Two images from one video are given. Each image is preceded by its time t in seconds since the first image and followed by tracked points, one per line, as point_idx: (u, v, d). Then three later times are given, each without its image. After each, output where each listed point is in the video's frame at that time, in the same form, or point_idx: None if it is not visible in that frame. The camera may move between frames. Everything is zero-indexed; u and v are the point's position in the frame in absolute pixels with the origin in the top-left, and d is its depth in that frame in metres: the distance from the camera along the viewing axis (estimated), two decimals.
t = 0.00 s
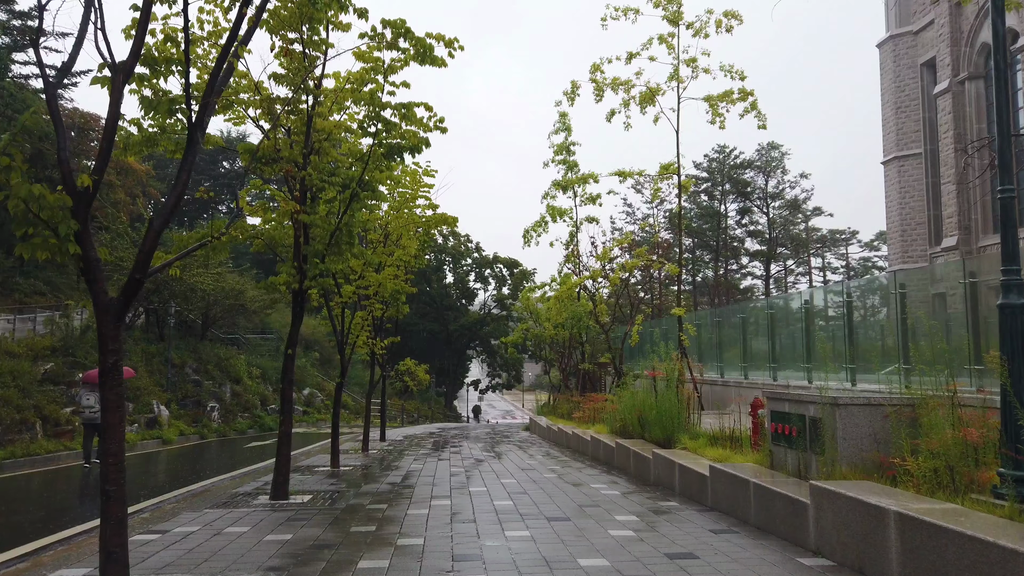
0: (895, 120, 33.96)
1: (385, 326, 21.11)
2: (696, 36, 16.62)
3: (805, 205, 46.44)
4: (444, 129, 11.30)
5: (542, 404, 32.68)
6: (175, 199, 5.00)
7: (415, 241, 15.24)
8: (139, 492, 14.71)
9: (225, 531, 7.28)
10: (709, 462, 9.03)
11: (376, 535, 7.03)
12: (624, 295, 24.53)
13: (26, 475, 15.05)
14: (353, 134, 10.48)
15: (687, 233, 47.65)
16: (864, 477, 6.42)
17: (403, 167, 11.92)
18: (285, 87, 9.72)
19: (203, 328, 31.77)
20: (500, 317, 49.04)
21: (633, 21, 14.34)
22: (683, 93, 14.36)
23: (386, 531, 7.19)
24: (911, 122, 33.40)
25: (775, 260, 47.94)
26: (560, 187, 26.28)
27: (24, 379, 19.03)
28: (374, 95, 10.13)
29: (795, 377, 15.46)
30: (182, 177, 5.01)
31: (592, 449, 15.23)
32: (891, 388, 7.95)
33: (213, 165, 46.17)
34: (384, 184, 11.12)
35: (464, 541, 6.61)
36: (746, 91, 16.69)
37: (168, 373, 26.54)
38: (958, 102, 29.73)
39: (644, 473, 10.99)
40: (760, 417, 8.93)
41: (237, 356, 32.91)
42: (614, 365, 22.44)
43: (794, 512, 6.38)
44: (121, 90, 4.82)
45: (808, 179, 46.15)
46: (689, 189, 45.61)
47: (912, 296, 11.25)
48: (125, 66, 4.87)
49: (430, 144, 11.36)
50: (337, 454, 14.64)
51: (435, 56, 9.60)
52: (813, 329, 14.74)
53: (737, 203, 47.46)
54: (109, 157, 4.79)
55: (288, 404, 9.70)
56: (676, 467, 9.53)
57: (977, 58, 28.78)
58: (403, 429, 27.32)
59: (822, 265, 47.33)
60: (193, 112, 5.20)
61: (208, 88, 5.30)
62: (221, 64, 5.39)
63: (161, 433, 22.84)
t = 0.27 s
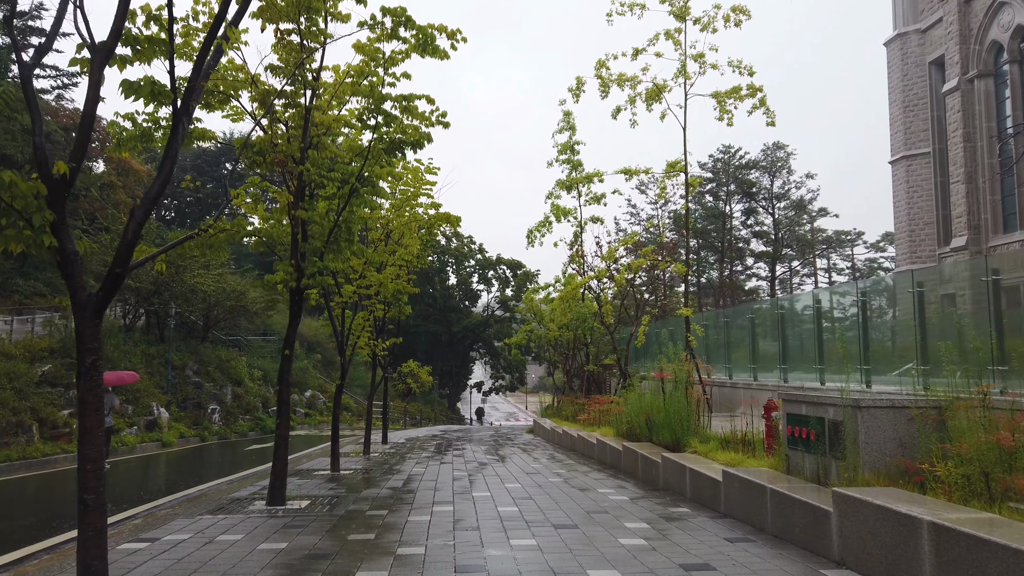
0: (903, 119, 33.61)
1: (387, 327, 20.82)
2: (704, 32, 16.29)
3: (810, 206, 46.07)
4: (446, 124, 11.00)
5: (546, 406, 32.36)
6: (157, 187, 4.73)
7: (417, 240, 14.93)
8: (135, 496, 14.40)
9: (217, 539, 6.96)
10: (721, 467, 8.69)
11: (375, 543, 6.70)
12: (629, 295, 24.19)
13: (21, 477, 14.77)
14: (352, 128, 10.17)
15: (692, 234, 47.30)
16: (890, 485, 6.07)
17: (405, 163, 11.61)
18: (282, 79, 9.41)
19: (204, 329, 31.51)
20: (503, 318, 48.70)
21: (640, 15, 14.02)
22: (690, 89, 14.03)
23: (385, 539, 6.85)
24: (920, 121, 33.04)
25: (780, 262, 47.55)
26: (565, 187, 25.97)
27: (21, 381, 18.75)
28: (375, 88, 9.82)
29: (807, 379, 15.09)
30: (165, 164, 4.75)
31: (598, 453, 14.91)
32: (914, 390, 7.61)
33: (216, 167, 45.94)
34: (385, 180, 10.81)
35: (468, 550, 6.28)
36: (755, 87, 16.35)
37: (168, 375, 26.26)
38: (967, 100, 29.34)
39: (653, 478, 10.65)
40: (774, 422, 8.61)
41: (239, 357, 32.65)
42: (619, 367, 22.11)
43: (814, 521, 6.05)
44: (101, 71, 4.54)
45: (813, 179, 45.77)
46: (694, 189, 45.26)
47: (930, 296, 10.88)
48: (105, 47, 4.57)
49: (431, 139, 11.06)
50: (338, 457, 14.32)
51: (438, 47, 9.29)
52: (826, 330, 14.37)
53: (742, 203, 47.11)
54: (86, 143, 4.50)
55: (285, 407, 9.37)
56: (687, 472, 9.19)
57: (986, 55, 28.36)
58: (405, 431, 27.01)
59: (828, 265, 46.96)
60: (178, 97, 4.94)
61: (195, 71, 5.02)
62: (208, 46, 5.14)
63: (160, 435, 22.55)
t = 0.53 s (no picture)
0: (910, 119, 33.24)
1: (389, 329, 20.49)
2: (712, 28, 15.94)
3: (815, 207, 45.71)
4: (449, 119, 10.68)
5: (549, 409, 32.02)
6: (138, 175, 4.44)
7: (419, 239, 14.60)
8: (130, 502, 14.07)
9: (208, 551, 6.62)
10: (735, 474, 8.34)
11: (373, 556, 6.36)
12: (634, 297, 23.85)
13: (14, 482, 14.46)
14: (353, 123, 9.84)
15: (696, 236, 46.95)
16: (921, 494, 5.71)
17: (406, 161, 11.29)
18: (280, 71, 9.12)
19: (205, 331, 31.21)
20: (507, 320, 48.33)
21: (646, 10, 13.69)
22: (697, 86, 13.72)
23: (383, 552, 6.50)
24: (928, 120, 32.67)
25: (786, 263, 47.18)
26: (569, 187, 25.64)
27: (17, 383, 18.44)
28: (375, 80, 9.49)
29: (820, 383, 14.72)
30: (146, 151, 4.46)
31: (604, 458, 14.56)
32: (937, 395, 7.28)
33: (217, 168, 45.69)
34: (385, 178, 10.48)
35: (471, 564, 5.92)
36: (764, 84, 16.00)
37: (168, 377, 25.95)
38: (976, 100, 28.96)
39: (662, 485, 10.29)
40: (791, 427, 8.25)
41: (239, 359, 32.36)
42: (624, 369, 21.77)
43: (839, 533, 5.71)
44: (77, 48, 4.25)
45: (819, 181, 45.41)
46: (698, 190, 44.90)
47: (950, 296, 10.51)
48: (81, 22, 4.30)
49: (434, 135, 10.76)
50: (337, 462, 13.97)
51: (442, 37, 8.97)
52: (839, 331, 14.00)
53: (747, 205, 46.75)
54: (59, 126, 4.22)
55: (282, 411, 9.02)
56: (699, 479, 8.84)
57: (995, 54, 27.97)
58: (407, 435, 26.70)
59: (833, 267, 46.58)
60: (160, 79, 4.66)
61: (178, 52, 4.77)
62: (193, 25, 4.88)
63: (159, 438, 22.24)
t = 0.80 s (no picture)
0: (913, 117, 32.96)
1: (386, 329, 20.18)
2: (714, 21, 15.61)
3: (817, 206, 45.42)
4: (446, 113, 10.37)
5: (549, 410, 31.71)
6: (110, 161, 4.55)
7: (416, 237, 14.28)
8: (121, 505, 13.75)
9: (191, 560, 6.30)
10: (743, 479, 8.02)
11: (364, 566, 6.04)
12: (634, 296, 23.53)
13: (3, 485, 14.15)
14: (347, 116, 9.51)
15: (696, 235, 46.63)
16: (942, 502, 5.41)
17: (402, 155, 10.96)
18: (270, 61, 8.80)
19: (201, 331, 30.89)
20: (506, 320, 48.00)
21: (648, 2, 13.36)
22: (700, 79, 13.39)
23: (375, 561, 6.18)
24: (931, 118, 32.39)
25: (786, 263, 46.90)
26: (569, 185, 25.33)
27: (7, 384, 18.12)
28: (369, 71, 9.17)
29: (825, 383, 14.38)
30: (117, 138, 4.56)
31: (604, 460, 14.24)
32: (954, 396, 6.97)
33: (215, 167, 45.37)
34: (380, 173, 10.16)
35: None
36: (768, 79, 15.68)
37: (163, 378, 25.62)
38: (980, 97, 28.64)
39: (666, 490, 9.97)
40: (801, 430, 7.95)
41: (236, 360, 32.04)
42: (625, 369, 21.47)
43: (855, 543, 5.40)
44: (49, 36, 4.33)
45: (820, 179, 45.12)
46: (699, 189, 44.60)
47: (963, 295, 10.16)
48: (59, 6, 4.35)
49: (430, 129, 10.44)
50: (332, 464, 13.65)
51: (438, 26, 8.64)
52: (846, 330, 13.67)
53: (747, 204, 46.44)
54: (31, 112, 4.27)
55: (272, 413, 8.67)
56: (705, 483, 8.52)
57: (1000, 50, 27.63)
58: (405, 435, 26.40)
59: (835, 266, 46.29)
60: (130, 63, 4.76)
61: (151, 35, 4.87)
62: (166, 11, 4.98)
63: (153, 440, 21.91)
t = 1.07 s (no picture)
0: (915, 115, 32.65)
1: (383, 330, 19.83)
2: (716, 14, 15.26)
3: (818, 206, 45.10)
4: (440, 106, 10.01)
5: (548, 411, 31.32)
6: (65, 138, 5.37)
7: (411, 234, 13.91)
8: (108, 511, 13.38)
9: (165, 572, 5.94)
10: (750, 486, 7.64)
11: None
12: (634, 296, 23.15)
13: None
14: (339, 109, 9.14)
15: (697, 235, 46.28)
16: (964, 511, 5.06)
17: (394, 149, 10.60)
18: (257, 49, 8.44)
19: (196, 332, 30.53)
20: (506, 321, 47.61)
21: None
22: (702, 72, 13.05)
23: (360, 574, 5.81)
24: (933, 117, 32.07)
25: (788, 263, 46.56)
26: (568, 183, 24.97)
27: None
28: (361, 62, 8.81)
29: (831, 385, 14.00)
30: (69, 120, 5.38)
31: (604, 463, 13.87)
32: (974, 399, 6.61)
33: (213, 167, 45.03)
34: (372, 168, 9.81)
35: None
36: (771, 73, 15.34)
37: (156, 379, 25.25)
38: (984, 95, 28.28)
39: (670, 496, 9.57)
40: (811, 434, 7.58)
41: (231, 361, 31.67)
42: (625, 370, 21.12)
43: (872, 556, 5.05)
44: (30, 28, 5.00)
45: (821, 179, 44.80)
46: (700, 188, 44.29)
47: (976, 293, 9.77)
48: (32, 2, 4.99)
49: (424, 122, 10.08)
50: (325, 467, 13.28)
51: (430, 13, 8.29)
52: (852, 331, 13.28)
53: (748, 203, 46.10)
54: None
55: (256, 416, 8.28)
56: (711, 490, 8.13)
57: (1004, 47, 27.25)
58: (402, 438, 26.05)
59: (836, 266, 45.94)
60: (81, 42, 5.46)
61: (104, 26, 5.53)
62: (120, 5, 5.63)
63: (145, 442, 21.54)
